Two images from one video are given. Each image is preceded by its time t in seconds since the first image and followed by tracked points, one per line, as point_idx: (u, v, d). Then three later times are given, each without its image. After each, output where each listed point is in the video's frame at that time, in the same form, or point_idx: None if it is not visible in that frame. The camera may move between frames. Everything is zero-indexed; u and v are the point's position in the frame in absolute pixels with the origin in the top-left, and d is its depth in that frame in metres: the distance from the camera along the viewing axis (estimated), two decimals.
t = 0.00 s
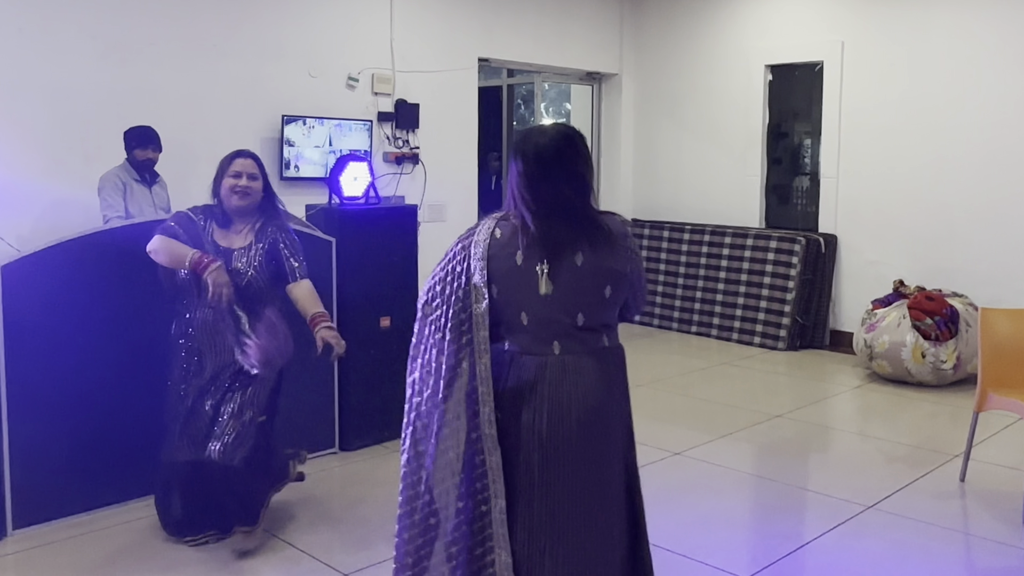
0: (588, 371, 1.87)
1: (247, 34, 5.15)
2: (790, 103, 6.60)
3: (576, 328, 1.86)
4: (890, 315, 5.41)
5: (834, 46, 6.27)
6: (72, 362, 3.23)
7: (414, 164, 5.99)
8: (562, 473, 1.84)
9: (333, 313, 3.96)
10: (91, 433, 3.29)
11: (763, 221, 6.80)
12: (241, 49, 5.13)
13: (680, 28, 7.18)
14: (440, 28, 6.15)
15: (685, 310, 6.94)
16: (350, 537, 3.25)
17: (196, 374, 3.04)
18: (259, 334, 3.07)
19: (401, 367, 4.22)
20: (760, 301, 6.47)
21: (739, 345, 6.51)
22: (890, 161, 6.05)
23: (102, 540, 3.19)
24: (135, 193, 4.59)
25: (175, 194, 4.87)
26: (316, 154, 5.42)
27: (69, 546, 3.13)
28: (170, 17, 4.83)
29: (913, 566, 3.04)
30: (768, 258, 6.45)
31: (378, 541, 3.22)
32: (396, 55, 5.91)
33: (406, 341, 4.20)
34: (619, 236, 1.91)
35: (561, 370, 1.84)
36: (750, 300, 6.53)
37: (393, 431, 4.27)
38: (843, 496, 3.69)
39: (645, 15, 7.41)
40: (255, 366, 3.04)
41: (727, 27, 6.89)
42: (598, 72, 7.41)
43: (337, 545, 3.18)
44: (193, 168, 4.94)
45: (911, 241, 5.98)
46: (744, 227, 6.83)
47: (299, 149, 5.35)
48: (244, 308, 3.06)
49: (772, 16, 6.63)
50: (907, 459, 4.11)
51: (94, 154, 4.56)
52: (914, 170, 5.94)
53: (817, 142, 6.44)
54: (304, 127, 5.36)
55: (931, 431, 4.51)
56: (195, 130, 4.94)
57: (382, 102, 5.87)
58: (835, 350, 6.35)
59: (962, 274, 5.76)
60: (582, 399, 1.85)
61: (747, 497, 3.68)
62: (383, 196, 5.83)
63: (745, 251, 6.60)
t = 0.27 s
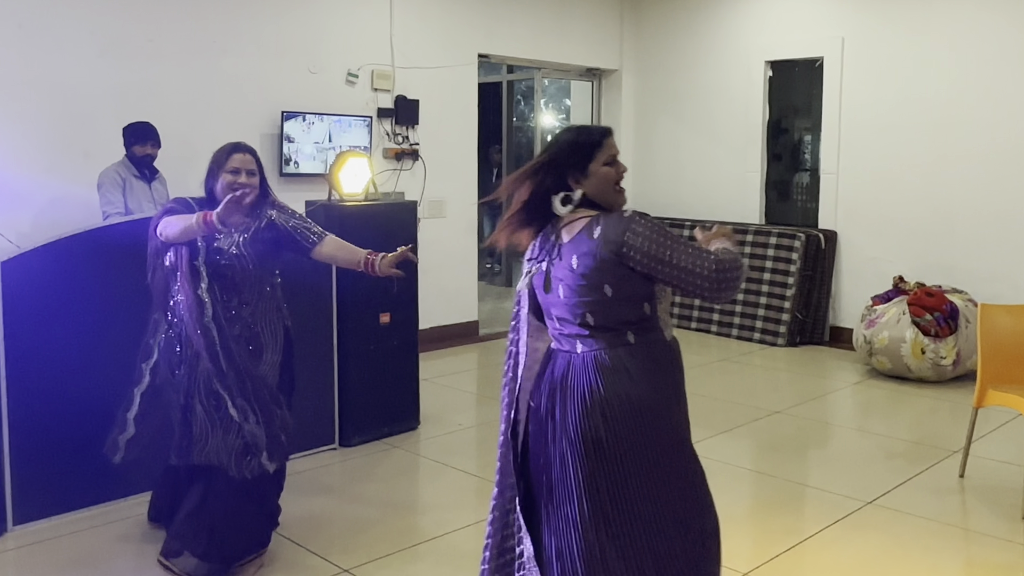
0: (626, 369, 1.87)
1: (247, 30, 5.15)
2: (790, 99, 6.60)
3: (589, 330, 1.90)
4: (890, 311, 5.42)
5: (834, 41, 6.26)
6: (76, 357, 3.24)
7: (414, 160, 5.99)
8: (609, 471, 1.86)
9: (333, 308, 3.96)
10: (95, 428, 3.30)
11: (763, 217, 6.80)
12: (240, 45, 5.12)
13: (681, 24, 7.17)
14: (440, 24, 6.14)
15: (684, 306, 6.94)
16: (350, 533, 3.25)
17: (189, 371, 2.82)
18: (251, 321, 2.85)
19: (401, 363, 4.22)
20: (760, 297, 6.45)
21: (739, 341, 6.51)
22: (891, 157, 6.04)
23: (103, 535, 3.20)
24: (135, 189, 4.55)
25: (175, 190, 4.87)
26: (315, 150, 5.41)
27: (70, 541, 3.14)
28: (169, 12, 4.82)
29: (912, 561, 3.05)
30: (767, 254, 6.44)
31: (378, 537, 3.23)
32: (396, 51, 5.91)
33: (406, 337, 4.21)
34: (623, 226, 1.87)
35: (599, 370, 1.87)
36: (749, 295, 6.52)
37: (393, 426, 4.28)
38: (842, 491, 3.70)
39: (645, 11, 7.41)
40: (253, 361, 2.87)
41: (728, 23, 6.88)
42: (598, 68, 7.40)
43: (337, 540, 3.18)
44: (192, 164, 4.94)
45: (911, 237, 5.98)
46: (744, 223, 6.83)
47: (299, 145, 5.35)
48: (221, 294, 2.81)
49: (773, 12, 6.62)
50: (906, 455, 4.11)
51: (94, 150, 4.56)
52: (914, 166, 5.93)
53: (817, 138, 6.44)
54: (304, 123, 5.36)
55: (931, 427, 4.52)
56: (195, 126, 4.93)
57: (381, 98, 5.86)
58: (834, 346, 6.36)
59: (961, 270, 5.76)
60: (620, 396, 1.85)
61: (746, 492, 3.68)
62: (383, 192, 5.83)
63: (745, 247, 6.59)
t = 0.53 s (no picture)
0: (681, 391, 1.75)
1: (244, 28, 5.14)
2: (789, 96, 6.60)
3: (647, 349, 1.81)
4: (888, 308, 5.43)
5: (832, 39, 6.26)
6: (75, 355, 3.24)
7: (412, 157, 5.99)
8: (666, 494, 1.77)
9: (332, 306, 3.96)
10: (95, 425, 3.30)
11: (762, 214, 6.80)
12: (238, 42, 5.12)
13: (679, 21, 7.17)
14: (438, 21, 6.14)
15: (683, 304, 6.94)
16: (348, 530, 3.26)
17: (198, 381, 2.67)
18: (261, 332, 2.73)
19: (399, 360, 4.21)
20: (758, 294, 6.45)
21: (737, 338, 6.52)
22: (889, 155, 6.05)
23: (101, 533, 3.20)
24: (134, 187, 4.53)
25: (173, 187, 4.86)
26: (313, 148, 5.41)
27: (71, 538, 3.14)
28: (167, 9, 4.82)
29: (909, 557, 3.05)
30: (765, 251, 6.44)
31: (377, 534, 3.23)
32: (394, 48, 5.90)
33: (405, 334, 4.21)
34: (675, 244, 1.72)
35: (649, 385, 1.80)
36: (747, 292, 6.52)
37: (391, 424, 4.28)
38: (840, 488, 3.70)
39: (643, 8, 7.40)
40: (263, 371, 2.75)
41: (726, 20, 6.87)
42: (596, 65, 7.40)
43: (335, 537, 3.19)
44: (190, 161, 4.93)
45: (909, 234, 5.98)
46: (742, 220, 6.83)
47: (297, 142, 5.35)
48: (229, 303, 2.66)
49: (771, 9, 6.62)
50: (904, 452, 4.12)
51: (91, 148, 4.56)
52: (912, 163, 5.94)
53: (815, 135, 6.44)
54: (302, 120, 5.36)
55: (928, 424, 4.52)
56: (192, 123, 4.93)
57: (380, 95, 5.86)
58: (833, 343, 6.36)
59: (959, 267, 5.76)
60: (677, 420, 1.74)
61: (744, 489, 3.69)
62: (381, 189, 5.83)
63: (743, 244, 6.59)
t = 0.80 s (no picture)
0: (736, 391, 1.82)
1: (240, 25, 5.13)
2: (785, 94, 6.61)
3: (714, 346, 1.89)
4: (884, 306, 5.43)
5: (829, 36, 6.26)
6: (66, 354, 3.23)
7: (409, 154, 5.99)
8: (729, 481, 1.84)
9: (328, 303, 3.96)
10: (91, 422, 3.30)
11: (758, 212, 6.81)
12: (234, 39, 5.11)
13: (676, 18, 7.17)
14: (435, 18, 6.13)
15: (680, 301, 6.94)
16: (344, 527, 3.26)
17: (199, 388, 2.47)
18: (272, 327, 2.50)
19: (396, 357, 4.21)
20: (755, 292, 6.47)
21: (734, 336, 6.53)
22: (885, 152, 6.05)
23: (98, 530, 3.20)
24: (129, 184, 4.52)
25: (169, 184, 4.86)
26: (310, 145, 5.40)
27: (65, 536, 3.14)
28: (163, 6, 4.81)
29: (904, 554, 3.06)
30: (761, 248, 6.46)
31: (374, 532, 3.23)
32: (390, 45, 5.90)
33: (401, 332, 4.21)
34: (736, 263, 1.74)
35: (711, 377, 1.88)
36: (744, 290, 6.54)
37: (387, 421, 4.28)
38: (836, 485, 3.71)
39: (640, 5, 7.40)
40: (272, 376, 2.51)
41: (723, 18, 6.87)
42: (593, 63, 7.40)
43: (332, 535, 3.19)
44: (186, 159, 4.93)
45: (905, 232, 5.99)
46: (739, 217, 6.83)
47: (293, 139, 5.35)
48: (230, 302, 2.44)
49: (767, 7, 6.62)
50: (900, 449, 4.13)
51: (88, 145, 4.56)
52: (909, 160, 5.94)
53: (812, 133, 6.45)
54: (298, 117, 5.35)
55: (924, 421, 4.53)
56: (189, 120, 4.93)
57: (376, 93, 5.85)
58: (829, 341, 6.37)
59: (955, 264, 5.77)
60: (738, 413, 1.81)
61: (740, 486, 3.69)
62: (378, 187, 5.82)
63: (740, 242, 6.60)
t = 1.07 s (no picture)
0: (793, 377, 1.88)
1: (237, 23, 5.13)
2: (782, 94, 6.64)
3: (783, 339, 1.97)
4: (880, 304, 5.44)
5: (825, 35, 6.27)
6: (62, 353, 3.23)
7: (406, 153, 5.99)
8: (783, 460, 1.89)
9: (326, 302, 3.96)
10: (89, 420, 3.30)
11: (755, 210, 6.82)
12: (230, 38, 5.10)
13: (672, 17, 7.17)
14: (431, 17, 6.13)
15: (676, 300, 6.95)
16: (341, 526, 3.26)
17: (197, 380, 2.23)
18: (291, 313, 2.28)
19: (394, 356, 4.22)
20: (752, 291, 6.50)
21: (730, 334, 6.55)
22: (882, 151, 6.06)
23: (95, 529, 3.20)
24: (125, 183, 4.52)
25: (166, 183, 4.86)
26: (306, 144, 5.40)
27: (60, 536, 3.13)
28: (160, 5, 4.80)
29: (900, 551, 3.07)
30: (759, 248, 6.48)
31: (371, 530, 3.23)
32: (387, 43, 5.89)
33: (399, 330, 4.21)
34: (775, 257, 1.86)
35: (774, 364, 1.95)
36: (741, 289, 6.57)
37: (384, 419, 4.28)
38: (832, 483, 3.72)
39: (637, 4, 7.40)
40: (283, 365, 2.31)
41: (719, 17, 6.88)
42: (590, 61, 7.40)
43: (329, 534, 3.19)
44: (183, 157, 4.93)
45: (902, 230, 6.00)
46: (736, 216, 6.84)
47: (290, 138, 5.34)
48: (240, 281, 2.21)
49: (763, 6, 6.63)
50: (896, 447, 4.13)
51: (84, 144, 4.55)
52: (906, 159, 5.95)
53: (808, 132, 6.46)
54: (295, 116, 5.33)
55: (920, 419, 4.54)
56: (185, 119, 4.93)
57: (373, 91, 5.85)
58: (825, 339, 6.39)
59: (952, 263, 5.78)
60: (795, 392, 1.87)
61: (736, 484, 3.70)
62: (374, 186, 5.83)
63: (737, 241, 6.62)
